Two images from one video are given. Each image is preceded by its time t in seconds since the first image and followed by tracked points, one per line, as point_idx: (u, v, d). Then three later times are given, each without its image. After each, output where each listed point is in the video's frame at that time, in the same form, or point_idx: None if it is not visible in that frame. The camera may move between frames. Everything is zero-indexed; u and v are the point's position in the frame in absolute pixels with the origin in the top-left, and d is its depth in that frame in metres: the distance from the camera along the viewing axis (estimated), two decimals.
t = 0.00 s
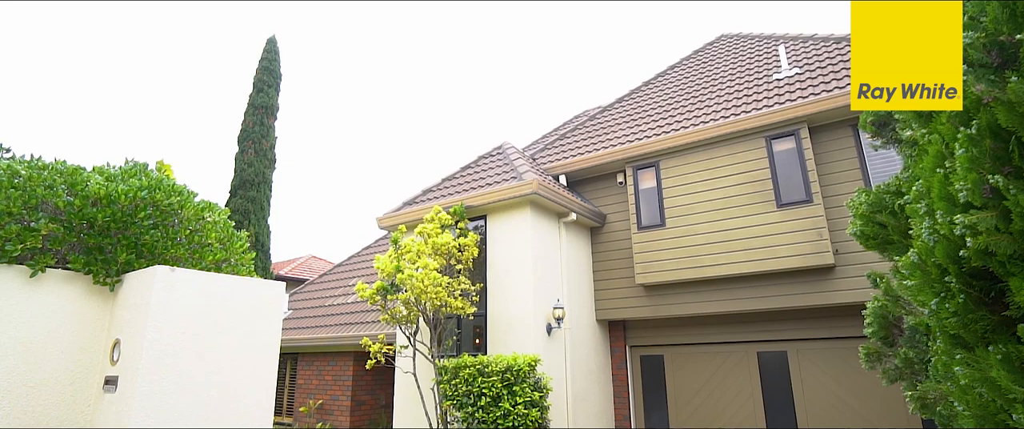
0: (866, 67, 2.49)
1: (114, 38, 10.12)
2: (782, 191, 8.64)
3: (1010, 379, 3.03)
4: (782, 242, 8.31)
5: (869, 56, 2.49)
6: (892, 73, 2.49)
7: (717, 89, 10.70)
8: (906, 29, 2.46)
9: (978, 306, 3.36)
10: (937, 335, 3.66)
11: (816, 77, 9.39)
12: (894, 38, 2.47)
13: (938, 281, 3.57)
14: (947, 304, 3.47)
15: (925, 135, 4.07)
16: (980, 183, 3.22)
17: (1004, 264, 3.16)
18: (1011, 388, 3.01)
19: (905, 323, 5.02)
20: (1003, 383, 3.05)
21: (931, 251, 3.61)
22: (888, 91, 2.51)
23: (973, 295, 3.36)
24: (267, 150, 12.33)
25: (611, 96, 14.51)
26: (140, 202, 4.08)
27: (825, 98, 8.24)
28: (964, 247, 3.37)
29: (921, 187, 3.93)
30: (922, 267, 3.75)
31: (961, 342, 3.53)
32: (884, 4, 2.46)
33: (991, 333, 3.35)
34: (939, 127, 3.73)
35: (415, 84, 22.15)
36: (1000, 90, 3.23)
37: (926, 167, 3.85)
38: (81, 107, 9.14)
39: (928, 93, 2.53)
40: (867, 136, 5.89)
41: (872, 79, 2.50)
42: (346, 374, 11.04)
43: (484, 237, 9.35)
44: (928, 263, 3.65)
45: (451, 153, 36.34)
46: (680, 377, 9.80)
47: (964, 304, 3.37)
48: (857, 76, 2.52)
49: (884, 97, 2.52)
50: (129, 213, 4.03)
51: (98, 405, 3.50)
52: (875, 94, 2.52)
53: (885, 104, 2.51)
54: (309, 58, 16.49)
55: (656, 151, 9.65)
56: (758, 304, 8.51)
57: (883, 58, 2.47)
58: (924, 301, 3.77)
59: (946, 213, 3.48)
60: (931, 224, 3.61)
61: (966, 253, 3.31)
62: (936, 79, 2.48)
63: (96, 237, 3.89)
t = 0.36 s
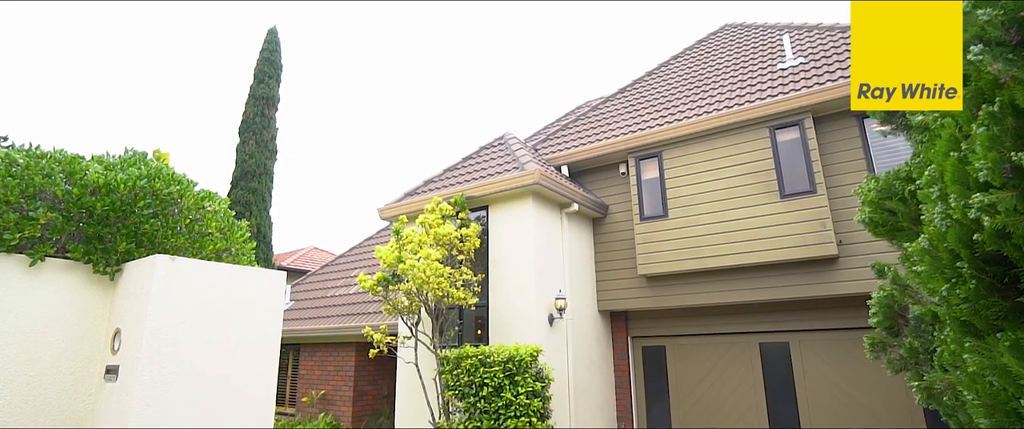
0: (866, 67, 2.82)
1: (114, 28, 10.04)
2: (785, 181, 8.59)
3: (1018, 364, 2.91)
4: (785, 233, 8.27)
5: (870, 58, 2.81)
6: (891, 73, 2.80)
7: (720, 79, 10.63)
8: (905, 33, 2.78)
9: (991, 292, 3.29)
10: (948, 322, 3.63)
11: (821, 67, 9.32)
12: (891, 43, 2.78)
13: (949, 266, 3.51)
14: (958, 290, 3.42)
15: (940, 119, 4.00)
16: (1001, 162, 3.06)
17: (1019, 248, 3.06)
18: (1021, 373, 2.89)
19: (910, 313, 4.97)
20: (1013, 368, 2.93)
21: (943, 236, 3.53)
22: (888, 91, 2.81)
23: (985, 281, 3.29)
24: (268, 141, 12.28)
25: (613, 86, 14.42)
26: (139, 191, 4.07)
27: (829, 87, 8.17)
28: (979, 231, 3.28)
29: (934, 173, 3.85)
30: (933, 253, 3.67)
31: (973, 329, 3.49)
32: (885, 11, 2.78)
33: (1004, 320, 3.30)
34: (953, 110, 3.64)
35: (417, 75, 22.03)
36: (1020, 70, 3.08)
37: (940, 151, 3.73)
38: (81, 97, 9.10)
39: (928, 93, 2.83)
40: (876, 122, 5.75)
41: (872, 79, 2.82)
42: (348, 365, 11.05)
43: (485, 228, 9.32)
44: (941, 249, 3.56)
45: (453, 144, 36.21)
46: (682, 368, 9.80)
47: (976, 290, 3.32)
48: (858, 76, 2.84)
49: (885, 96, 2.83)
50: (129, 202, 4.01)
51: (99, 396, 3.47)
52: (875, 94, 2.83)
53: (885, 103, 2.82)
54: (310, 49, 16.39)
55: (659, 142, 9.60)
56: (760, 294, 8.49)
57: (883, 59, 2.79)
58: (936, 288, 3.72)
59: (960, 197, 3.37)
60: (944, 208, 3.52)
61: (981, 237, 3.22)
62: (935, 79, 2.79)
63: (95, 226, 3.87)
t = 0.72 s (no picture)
0: (867, 69, 2.99)
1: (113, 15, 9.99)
2: (789, 169, 8.53)
3: None
4: (789, 220, 8.22)
5: (871, 61, 2.99)
6: (891, 75, 2.98)
7: (724, 66, 10.53)
8: (904, 36, 2.96)
9: (1005, 273, 3.24)
10: (960, 307, 3.54)
11: (826, 54, 9.22)
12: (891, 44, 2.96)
13: (963, 248, 3.41)
14: (971, 272, 3.34)
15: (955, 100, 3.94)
16: (1011, 141, 3.01)
17: None
18: None
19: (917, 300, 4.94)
20: None
21: (958, 218, 3.44)
22: (888, 91, 3.00)
23: (999, 263, 3.23)
24: (269, 130, 12.27)
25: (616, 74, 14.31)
26: (138, 177, 4.04)
27: (834, 74, 8.09)
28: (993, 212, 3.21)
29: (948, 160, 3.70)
30: (945, 236, 3.58)
31: (985, 312, 3.41)
32: (884, 15, 2.96)
33: (1018, 304, 3.24)
34: (969, 90, 3.57)
35: (418, 63, 21.91)
36: None
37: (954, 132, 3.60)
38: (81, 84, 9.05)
39: (927, 92, 3.05)
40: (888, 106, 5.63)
41: (872, 79, 3.00)
42: (351, 353, 11.06)
43: (487, 216, 9.28)
44: (952, 231, 3.48)
45: (454, 134, 36.15)
46: (684, 356, 9.79)
47: (989, 271, 3.25)
48: (859, 77, 3.01)
49: (885, 96, 3.02)
50: (128, 188, 3.99)
51: (101, 382, 3.52)
52: (876, 94, 3.01)
53: (885, 103, 3.01)
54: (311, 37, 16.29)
55: (662, 129, 9.53)
56: (762, 283, 8.47)
57: (883, 61, 2.97)
58: (948, 271, 3.60)
59: (974, 178, 3.29)
60: (960, 190, 3.47)
61: (995, 220, 3.14)
62: (934, 79, 3.01)
63: (94, 212, 3.85)
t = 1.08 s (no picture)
0: (866, 68, 2.74)
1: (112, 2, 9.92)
2: (794, 157, 8.45)
3: None
4: (792, 209, 8.16)
5: (869, 59, 2.74)
6: (891, 74, 2.73)
7: (728, 53, 10.42)
8: (904, 33, 2.71)
9: (1021, 255, 3.17)
10: (975, 293, 3.47)
11: (832, 40, 9.11)
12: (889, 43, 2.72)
13: (978, 231, 3.35)
14: (987, 255, 3.27)
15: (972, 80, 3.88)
16: None
17: None
18: None
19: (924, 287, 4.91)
20: None
21: (975, 199, 3.34)
22: (888, 91, 2.73)
23: (1015, 244, 3.16)
24: (269, 118, 12.28)
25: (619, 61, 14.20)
26: (137, 163, 3.99)
27: (841, 61, 7.99)
28: (1013, 193, 3.11)
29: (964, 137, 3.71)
30: (960, 220, 3.53)
31: (1000, 298, 3.34)
32: (885, 10, 2.72)
33: None
34: (988, 69, 3.52)
35: (419, 51, 21.80)
36: None
37: (970, 113, 3.55)
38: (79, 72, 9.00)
39: (928, 92, 2.72)
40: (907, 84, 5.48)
41: (872, 79, 2.73)
42: (353, 342, 11.06)
43: (489, 205, 9.23)
44: (969, 214, 3.40)
45: (455, 123, 36.11)
46: (686, 345, 9.78)
47: (1004, 254, 3.19)
48: (858, 76, 2.75)
49: (884, 97, 2.74)
50: (127, 174, 3.94)
51: (102, 370, 3.48)
52: (875, 94, 2.74)
53: (885, 104, 2.74)
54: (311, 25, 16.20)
55: (665, 117, 9.45)
56: (766, 271, 8.43)
57: (881, 59, 2.72)
58: (963, 257, 3.56)
59: (991, 157, 3.20)
60: (976, 171, 3.36)
61: (1014, 199, 3.05)
62: (935, 79, 2.69)
63: (93, 199, 3.80)
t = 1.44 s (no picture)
0: (864, 67, 2.55)
1: None
2: (799, 144, 8.36)
3: None
4: (797, 196, 8.10)
5: (868, 57, 2.55)
6: (890, 73, 2.54)
7: (733, 39, 10.31)
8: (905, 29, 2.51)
9: None
10: (990, 277, 3.47)
11: (839, 26, 9.00)
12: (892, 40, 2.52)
13: (1000, 213, 3.36)
14: (1009, 238, 3.27)
15: (995, 58, 3.84)
16: None
17: None
18: None
19: (932, 274, 4.86)
20: None
21: (996, 182, 3.36)
22: (889, 91, 2.54)
23: None
24: (269, 107, 12.32)
25: (621, 48, 14.09)
26: (134, 148, 3.94)
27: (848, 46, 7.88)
28: None
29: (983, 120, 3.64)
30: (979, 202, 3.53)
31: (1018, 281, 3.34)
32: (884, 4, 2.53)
33: None
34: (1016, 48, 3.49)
35: (420, 40, 21.71)
36: None
37: (990, 93, 3.56)
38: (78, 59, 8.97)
39: (928, 92, 2.54)
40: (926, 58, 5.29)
41: (872, 78, 2.54)
42: (355, 330, 11.04)
43: (492, 193, 9.18)
44: (989, 196, 3.42)
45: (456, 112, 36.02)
46: (689, 333, 9.75)
47: None
48: (857, 75, 2.56)
49: (885, 96, 2.56)
50: (124, 160, 3.90)
51: (102, 358, 3.36)
52: (875, 94, 2.55)
53: (886, 104, 2.54)
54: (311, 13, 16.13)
55: (669, 104, 9.36)
56: (770, 260, 8.38)
57: (881, 58, 2.53)
58: (978, 240, 3.56)
59: (1015, 139, 3.22)
60: (997, 152, 3.36)
61: None
62: (936, 79, 2.50)
63: (90, 184, 3.76)
